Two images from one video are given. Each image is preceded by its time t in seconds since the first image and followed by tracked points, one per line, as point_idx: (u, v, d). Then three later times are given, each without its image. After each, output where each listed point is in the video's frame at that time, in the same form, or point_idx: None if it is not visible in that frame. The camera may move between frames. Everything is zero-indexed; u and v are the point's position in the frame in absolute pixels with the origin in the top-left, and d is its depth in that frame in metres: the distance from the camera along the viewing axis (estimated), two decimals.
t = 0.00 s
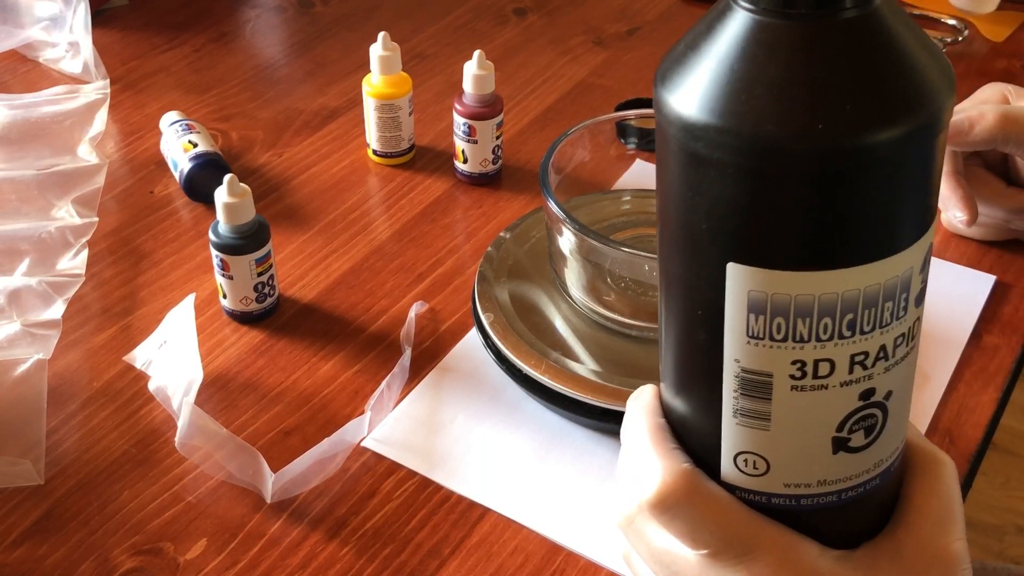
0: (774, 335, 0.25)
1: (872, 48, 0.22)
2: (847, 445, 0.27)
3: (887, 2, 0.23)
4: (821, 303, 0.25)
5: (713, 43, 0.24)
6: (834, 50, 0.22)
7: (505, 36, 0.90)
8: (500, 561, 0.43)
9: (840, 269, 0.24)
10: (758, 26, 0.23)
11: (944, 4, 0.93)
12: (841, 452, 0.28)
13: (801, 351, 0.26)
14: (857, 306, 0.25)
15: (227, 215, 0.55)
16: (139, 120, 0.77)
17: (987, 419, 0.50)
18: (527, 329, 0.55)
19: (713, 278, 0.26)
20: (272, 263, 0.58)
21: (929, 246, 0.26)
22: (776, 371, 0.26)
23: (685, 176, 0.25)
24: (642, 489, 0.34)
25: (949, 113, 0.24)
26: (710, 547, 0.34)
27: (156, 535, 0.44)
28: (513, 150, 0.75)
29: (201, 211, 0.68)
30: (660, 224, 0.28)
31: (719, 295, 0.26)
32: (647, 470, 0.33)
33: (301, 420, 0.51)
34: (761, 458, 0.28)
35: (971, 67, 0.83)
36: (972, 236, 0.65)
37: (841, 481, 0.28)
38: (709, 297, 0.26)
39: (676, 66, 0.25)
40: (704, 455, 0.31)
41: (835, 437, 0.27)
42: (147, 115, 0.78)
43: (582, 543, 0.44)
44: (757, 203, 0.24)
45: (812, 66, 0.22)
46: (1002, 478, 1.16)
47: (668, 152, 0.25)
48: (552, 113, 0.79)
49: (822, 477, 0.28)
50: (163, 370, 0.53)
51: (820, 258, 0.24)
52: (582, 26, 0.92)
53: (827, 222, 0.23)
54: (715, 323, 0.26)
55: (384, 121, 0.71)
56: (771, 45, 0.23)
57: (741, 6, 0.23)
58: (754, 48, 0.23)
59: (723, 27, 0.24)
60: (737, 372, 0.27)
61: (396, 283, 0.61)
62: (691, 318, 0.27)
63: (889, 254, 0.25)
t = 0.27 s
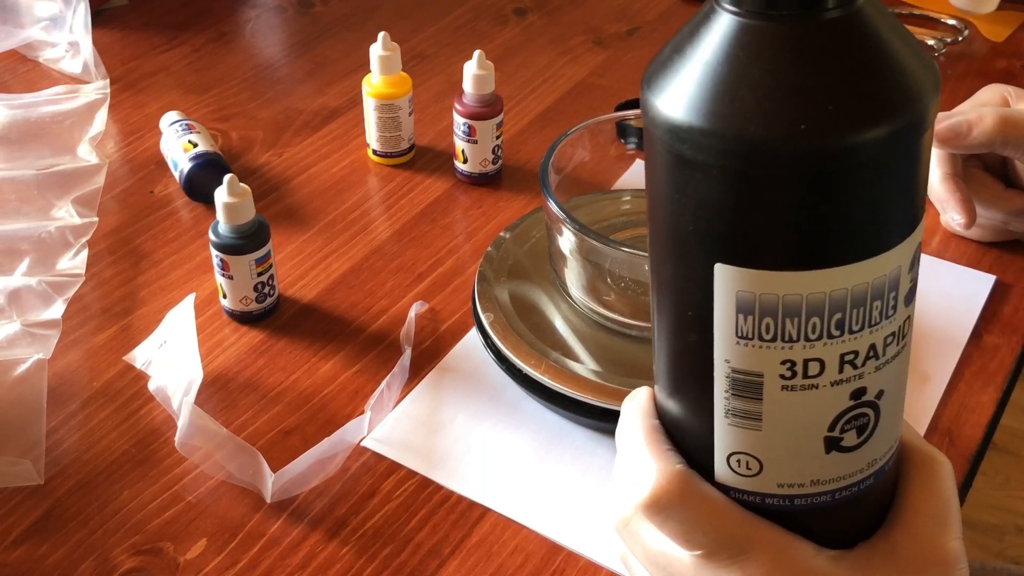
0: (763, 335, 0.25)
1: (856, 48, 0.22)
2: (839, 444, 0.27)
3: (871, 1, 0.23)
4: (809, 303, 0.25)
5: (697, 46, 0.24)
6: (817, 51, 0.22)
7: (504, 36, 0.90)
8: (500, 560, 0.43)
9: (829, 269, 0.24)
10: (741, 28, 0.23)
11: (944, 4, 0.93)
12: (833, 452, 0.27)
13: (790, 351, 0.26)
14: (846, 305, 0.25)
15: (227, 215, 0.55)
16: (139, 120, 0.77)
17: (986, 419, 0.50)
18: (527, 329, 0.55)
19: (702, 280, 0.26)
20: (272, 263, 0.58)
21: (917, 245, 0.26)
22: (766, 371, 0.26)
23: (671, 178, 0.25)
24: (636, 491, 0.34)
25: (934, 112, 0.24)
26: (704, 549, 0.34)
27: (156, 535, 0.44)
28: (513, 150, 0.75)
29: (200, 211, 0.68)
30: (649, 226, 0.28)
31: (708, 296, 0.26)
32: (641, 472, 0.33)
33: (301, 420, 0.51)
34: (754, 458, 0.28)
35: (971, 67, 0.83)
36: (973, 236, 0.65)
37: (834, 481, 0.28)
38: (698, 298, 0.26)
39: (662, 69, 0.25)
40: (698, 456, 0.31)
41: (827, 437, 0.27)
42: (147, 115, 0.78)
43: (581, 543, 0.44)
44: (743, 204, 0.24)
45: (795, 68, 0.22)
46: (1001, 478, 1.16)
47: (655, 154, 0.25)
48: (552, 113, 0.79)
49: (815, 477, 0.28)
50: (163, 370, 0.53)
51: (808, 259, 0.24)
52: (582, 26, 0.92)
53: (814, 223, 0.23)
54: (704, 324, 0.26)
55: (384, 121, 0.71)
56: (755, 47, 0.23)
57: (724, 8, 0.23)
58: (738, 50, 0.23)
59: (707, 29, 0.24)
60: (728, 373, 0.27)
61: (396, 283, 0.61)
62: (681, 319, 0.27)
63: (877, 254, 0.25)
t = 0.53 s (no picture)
0: (755, 339, 0.25)
1: (843, 51, 0.22)
2: (834, 447, 0.27)
3: (859, 3, 0.23)
4: (801, 307, 0.25)
5: (684, 51, 0.24)
6: (805, 55, 0.22)
7: (504, 36, 0.90)
8: (500, 561, 0.43)
9: (821, 272, 0.24)
10: (727, 32, 0.23)
11: (945, 4, 0.93)
12: (829, 454, 0.27)
13: (783, 354, 0.26)
14: (838, 308, 0.25)
15: (227, 215, 0.55)
16: (139, 120, 0.77)
17: (986, 419, 0.50)
18: (527, 329, 0.55)
19: (693, 284, 0.26)
20: (272, 263, 0.58)
21: (908, 247, 0.26)
22: (759, 375, 0.26)
23: (660, 183, 0.25)
24: (633, 495, 0.34)
25: (924, 114, 0.24)
26: (701, 552, 0.34)
27: (156, 535, 0.44)
28: (513, 150, 0.75)
29: (200, 211, 0.68)
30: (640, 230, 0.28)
31: (699, 300, 0.26)
32: (638, 476, 0.33)
33: (301, 420, 0.51)
34: (749, 461, 0.28)
35: (971, 67, 0.83)
36: (973, 235, 0.65)
37: (830, 483, 0.28)
38: (690, 303, 0.26)
39: (649, 74, 0.25)
40: (694, 460, 0.31)
41: (822, 440, 0.27)
42: (147, 115, 0.78)
43: (581, 543, 0.44)
44: (732, 209, 0.24)
45: (782, 72, 0.22)
46: (1002, 478, 1.16)
47: (643, 160, 0.25)
48: (552, 113, 0.79)
49: (810, 479, 0.28)
50: (163, 370, 0.53)
51: (798, 263, 0.24)
52: (582, 26, 0.92)
53: (804, 227, 0.23)
54: (697, 329, 0.26)
55: (384, 121, 0.71)
56: (742, 51, 0.23)
57: (711, 13, 0.23)
58: (724, 54, 0.23)
59: (694, 34, 0.24)
60: (721, 377, 0.27)
61: (396, 283, 0.61)
62: (674, 324, 0.27)
63: (869, 256, 0.25)
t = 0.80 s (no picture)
0: (753, 338, 0.25)
1: (839, 49, 0.22)
2: (833, 445, 0.27)
3: (854, 2, 0.23)
4: (798, 305, 0.25)
5: (681, 50, 0.24)
6: (801, 53, 0.22)
7: (504, 36, 0.90)
8: (500, 560, 0.43)
9: (819, 271, 0.24)
10: (724, 31, 0.23)
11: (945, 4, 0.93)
12: (827, 453, 0.27)
13: (780, 353, 0.26)
14: (835, 306, 0.25)
15: (226, 215, 0.55)
16: (139, 120, 0.77)
17: (986, 419, 0.50)
18: (527, 329, 0.55)
19: (691, 283, 0.26)
20: (272, 263, 0.58)
21: (905, 245, 0.26)
22: (757, 373, 0.26)
23: (657, 183, 0.25)
24: (631, 496, 0.34)
25: (920, 112, 0.24)
26: (700, 553, 0.33)
27: (156, 535, 0.44)
28: (513, 150, 0.75)
29: (200, 211, 0.68)
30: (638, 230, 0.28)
31: (697, 299, 0.26)
32: (636, 477, 0.33)
33: (301, 419, 0.51)
34: (747, 460, 0.28)
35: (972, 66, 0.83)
36: (973, 236, 0.65)
37: (828, 482, 0.28)
38: (688, 302, 0.26)
39: (646, 74, 0.25)
40: (692, 460, 0.31)
41: (820, 438, 0.27)
42: (146, 115, 0.78)
43: (581, 543, 0.44)
44: (730, 208, 0.24)
45: (778, 71, 0.22)
46: (1002, 477, 1.16)
47: (640, 159, 0.25)
48: (552, 113, 0.79)
49: (809, 478, 0.28)
50: (163, 370, 0.53)
51: (796, 262, 0.24)
52: (582, 26, 0.92)
53: (801, 225, 0.23)
54: (695, 328, 0.26)
55: (384, 121, 0.71)
56: (738, 50, 0.23)
57: (707, 12, 0.23)
58: (720, 53, 0.23)
59: (690, 33, 0.24)
60: (719, 376, 0.27)
61: (396, 283, 0.61)
62: (671, 323, 0.27)
63: (867, 254, 0.25)
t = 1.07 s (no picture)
0: (751, 341, 0.25)
1: (836, 52, 0.22)
2: (831, 447, 0.27)
3: (851, 3, 0.23)
4: (796, 308, 0.25)
5: (678, 53, 0.24)
6: (798, 56, 0.22)
7: (504, 36, 0.90)
8: (500, 561, 0.43)
9: (816, 273, 0.24)
10: (720, 34, 0.23)
11: (945, 4, 0.93)
12: (825, 455, 0.27)
13: (778, 356, 0.26)
14: (833, 309, 0.25)
15: (226, 216, 0.55)
16: (139, 120, 0.77)
17: (986, 419, 0.50)
18: (526, 329, 0.55)
19: (689, 286, 0.26)
20: (272, 263, 0.58)
21: (903, 247, 0.26)
22: (755, 376, 0.26)
23: (654, 185, 0.25)
24: (629, 499, 0.34)
25: (917, 113, 0.24)
26: (699, 556, 0.34)
27: (156, 535, 0.44)
28: (513, 150, 0.75)
29: (200, 211, 0.68)
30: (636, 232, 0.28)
31: (695, 302, 0.26)
32: (634, 479, 0.33)
33: (301, 420, 0.51)
34: (746, 462, 0.28)
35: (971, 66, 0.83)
36: (972, 235, 0.65)
37: (827, 483, 0.28)
38: (686, 305, 0.26)
39: (643, 76, 0.25)
40: (691, 462, 0.31)
41: (818, 440, 0.27)
42: (146, 115, 0.78)
43: (581, 544, 0.44)
44: (727, 211, 0.24)
45: (775, 73, 0.22)
46: (1001, 478, 1.16)
47: (637, 162, 0.25)
48: (552, 113, 0.79)
49: (808, 480, 0.28)
50: (163, 370, 0.53)
51: (794, 264, 0.24)
52: (582, 26, 0.92)
53: (799, 227, 0.23)
54: (692, 331, 0.26)
55: (384, 121, 0.71)
56: (735, 53, 0.23)
57: (704, 15, 0.23)
58: (718, 56, 0.23)
59: (687, 36, 0.24)
60: (717, 378, 0.27)
61: (396, 283, 0.61)
62: (669, 326, 0.27)
63: (865, 257, 0.25)
